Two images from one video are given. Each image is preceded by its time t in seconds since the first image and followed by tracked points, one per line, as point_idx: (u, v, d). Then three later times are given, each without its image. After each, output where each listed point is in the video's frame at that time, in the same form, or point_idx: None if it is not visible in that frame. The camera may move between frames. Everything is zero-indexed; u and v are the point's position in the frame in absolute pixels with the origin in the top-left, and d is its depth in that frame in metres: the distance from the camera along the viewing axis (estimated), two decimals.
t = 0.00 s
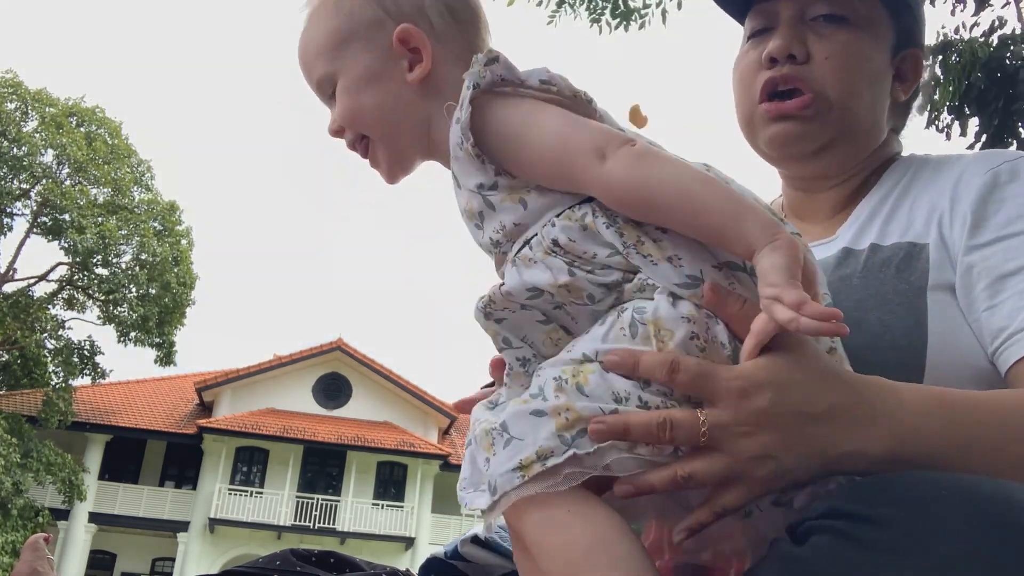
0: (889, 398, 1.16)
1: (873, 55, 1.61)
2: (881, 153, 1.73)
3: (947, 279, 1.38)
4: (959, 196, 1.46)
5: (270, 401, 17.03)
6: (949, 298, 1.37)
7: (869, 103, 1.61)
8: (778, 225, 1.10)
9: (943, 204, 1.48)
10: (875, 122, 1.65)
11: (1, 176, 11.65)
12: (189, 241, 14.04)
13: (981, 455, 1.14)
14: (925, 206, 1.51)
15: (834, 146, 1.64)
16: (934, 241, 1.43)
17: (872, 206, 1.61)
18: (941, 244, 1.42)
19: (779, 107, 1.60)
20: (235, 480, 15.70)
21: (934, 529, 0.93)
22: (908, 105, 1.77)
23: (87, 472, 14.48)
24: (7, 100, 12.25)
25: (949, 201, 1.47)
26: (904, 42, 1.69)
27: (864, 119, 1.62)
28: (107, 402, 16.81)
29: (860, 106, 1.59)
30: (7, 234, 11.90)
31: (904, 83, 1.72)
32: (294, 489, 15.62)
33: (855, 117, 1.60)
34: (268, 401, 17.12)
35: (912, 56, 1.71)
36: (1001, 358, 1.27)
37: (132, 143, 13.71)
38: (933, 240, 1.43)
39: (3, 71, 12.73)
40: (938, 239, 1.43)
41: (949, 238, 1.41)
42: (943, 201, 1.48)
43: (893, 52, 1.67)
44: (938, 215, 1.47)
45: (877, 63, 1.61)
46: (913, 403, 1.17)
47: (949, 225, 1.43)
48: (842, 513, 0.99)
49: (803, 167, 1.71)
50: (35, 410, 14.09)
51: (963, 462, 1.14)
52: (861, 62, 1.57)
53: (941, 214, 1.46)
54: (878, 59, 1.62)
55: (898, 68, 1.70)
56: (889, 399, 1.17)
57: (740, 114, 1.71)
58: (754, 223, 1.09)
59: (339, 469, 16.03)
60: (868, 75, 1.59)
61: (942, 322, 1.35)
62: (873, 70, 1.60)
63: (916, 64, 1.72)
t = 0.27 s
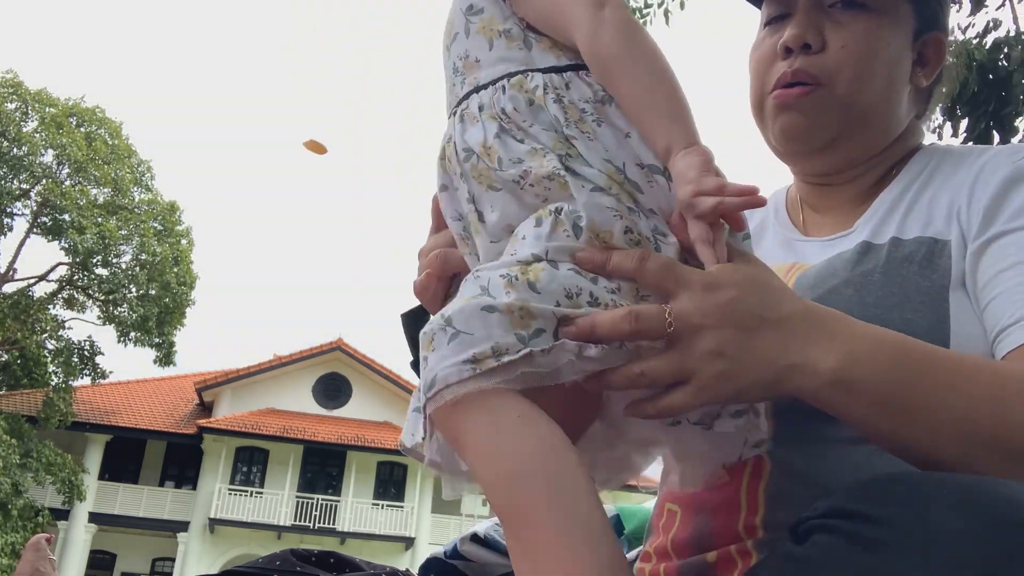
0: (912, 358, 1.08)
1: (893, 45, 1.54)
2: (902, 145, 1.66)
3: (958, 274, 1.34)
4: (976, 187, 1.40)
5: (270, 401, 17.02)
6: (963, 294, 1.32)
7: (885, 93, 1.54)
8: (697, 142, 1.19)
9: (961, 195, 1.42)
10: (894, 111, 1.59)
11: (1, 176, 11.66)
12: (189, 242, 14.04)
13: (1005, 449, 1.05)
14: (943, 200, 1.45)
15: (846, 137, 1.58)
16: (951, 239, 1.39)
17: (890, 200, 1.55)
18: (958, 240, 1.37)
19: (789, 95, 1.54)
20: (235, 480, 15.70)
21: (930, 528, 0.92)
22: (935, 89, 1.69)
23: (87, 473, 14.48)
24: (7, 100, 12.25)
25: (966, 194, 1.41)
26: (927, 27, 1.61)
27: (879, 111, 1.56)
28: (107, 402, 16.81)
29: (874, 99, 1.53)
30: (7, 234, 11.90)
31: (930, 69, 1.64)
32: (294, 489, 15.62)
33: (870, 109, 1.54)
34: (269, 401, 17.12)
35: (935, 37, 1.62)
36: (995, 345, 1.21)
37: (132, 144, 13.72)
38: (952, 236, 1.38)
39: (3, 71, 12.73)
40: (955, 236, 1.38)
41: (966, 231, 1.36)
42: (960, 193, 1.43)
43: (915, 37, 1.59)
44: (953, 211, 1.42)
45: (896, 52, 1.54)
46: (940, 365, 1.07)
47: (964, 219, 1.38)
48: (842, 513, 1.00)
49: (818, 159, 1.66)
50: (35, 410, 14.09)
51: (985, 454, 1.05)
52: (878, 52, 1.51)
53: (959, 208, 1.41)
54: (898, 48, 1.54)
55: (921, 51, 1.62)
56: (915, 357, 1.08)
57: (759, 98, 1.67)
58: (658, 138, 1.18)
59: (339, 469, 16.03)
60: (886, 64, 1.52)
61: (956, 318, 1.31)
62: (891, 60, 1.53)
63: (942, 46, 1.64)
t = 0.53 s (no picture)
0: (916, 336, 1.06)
1: (887, 44, 1.55)
2: (907, 142, 1.65)
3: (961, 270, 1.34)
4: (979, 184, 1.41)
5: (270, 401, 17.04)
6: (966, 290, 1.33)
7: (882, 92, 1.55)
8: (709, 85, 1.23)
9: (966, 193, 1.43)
10: (894, 110, 1.59)
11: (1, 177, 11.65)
12: (189, 242, 14.04)
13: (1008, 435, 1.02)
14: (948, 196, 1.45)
15: (844, 135, 1.58)
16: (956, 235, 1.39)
17: (897, 197, 1.55)
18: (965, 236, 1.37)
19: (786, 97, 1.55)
20: (235, 480, 15.71)
21: (929, 533, 0.92)
22: (937, 82, 1.68)
23: (87, 473, 14.49)
24: (7, 100, 12.24)
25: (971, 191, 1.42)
26: (924, 22, 1.61)
27: (877, 108, 1.56)
28: (107, 402, 16.82)
29: (869, 98, 1.54)
30: (8, 234, 11.89)
31: (931, 61, 1.63)
32: (294, 489, 15.62)
33: (866, 108, 1.55)
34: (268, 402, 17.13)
35: (932, 32, 1.62)
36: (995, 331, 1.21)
37: (132, 144, 13.72)
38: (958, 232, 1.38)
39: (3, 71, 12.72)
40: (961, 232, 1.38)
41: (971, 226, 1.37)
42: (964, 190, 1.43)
43: (910, 33, 1.59)
44: (957, 208, 1.42)
45: (890, 52, 1.55)
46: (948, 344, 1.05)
47: (968, 214, 1.39)
48: (841, 513, 1.00)
49: (818, 158, 1.65)
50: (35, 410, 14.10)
51: (991, 439, 1.03)
52: (872, 53, 1.52)
53: (963, 205, 1.41)
54: (892, 47, 1.55)
55: (919, 46, 1.61)
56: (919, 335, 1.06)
57: (755, 110, 1.67)
58: (676, 76, 1.20)
59: (339, 470, 16.02)
60: (879, 64, 1.53)
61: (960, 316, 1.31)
62: (885, 59, 1.54)
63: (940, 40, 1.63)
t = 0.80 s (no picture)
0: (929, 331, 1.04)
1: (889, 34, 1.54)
2: (904, 132, 1.65)
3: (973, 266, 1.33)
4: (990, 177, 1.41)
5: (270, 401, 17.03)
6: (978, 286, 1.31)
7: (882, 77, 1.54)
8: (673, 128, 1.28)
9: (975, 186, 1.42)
10: (894, 98, 1.58)
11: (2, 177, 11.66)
12: (189, 242, 14.03)
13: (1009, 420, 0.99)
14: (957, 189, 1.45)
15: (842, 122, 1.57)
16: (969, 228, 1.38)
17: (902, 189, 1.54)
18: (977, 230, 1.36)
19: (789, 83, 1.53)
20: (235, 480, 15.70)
21: (932, 535, 0.91)
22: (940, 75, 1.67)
23: (87, 473, 14.49)
24: (7, 100, 12.24)
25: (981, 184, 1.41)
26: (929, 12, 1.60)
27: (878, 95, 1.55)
28: (107, 402, 16.82)
29: (871, 84, 1.53)
30: (8, 234, 11.88)
31: (934, 50, 1.62)
32: (294, 489, 15.61)
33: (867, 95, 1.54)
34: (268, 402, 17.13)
35: (935, 21, 1.60)
36: (1004, 328, 1.20)
37: (132, 145, 13.73)
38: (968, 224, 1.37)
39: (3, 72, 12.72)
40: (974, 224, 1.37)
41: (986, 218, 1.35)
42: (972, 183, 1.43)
43: (912, 19, 1.57)
44: (966, 201, 1.42)
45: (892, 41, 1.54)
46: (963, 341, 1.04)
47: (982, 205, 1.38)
48: (843, 514, 0.99)
49: (816, 146, 1.64)
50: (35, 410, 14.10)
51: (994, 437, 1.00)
52: (873, 38, 1.51)
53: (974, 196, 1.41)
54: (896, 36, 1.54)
55: (921, 36, 1.60)
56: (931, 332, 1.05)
57: (752, 84, 1.67)
58: (645, 120, 1.25)
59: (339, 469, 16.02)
60: (877, 52, 1.52)
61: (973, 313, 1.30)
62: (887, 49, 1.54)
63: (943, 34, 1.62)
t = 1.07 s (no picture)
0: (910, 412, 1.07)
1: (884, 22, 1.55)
2: (904, 124, 1.66)
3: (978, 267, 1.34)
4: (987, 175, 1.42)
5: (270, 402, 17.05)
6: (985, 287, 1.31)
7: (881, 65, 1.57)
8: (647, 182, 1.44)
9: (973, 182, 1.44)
10: (893, 91, 1.60)
11: (2, 177, 11.66)
12: (189, 242, 14.04)
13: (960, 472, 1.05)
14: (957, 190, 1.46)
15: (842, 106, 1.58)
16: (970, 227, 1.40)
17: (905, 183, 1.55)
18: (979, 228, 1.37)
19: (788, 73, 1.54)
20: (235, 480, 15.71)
21: (927, 534, 0.92)
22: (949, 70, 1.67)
23: (87, 472, 14.50)
24: (7, 100, 12.24)
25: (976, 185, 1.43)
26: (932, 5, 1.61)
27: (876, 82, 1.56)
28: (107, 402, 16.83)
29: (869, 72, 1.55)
30: (8, 234, 11.88)
31: (937, 44, 1.63)
32: (294, 489, 15.62)
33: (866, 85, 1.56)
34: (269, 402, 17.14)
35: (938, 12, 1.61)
36: (1005, 337, 1.22)
37: (132, 144, 13.73)
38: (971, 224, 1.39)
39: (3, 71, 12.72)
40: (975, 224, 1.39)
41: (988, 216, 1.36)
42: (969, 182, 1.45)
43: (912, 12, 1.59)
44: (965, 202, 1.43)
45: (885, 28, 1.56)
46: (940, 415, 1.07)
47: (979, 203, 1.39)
48: (843, 513, 1.01)
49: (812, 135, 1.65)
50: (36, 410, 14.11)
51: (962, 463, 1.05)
52: (870, 27, 1.52)
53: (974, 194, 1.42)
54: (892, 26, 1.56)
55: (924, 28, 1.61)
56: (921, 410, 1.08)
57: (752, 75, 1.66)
58: (630, 179, 1.41)
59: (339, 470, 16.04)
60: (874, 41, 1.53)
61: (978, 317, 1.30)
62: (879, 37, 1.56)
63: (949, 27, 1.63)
